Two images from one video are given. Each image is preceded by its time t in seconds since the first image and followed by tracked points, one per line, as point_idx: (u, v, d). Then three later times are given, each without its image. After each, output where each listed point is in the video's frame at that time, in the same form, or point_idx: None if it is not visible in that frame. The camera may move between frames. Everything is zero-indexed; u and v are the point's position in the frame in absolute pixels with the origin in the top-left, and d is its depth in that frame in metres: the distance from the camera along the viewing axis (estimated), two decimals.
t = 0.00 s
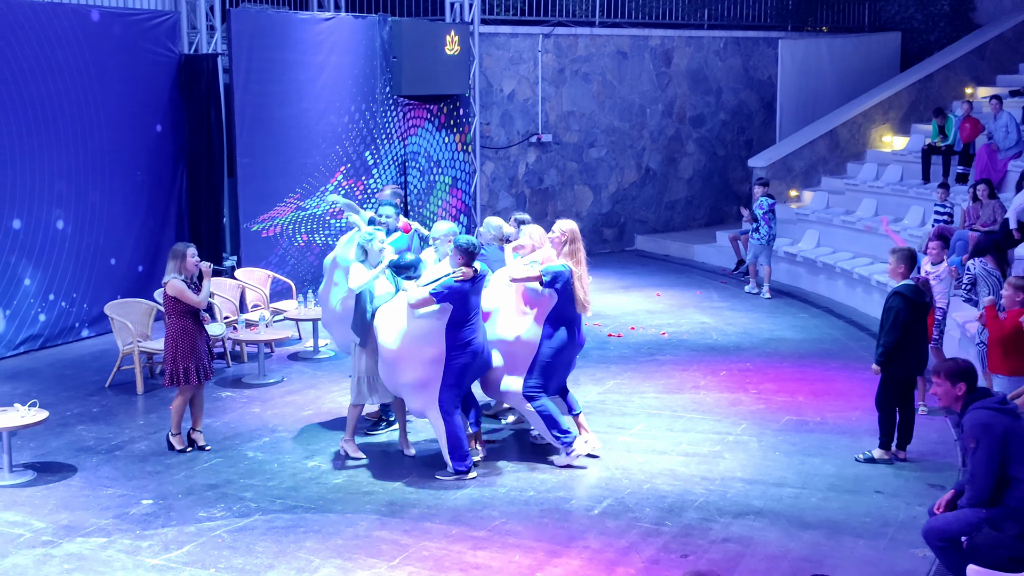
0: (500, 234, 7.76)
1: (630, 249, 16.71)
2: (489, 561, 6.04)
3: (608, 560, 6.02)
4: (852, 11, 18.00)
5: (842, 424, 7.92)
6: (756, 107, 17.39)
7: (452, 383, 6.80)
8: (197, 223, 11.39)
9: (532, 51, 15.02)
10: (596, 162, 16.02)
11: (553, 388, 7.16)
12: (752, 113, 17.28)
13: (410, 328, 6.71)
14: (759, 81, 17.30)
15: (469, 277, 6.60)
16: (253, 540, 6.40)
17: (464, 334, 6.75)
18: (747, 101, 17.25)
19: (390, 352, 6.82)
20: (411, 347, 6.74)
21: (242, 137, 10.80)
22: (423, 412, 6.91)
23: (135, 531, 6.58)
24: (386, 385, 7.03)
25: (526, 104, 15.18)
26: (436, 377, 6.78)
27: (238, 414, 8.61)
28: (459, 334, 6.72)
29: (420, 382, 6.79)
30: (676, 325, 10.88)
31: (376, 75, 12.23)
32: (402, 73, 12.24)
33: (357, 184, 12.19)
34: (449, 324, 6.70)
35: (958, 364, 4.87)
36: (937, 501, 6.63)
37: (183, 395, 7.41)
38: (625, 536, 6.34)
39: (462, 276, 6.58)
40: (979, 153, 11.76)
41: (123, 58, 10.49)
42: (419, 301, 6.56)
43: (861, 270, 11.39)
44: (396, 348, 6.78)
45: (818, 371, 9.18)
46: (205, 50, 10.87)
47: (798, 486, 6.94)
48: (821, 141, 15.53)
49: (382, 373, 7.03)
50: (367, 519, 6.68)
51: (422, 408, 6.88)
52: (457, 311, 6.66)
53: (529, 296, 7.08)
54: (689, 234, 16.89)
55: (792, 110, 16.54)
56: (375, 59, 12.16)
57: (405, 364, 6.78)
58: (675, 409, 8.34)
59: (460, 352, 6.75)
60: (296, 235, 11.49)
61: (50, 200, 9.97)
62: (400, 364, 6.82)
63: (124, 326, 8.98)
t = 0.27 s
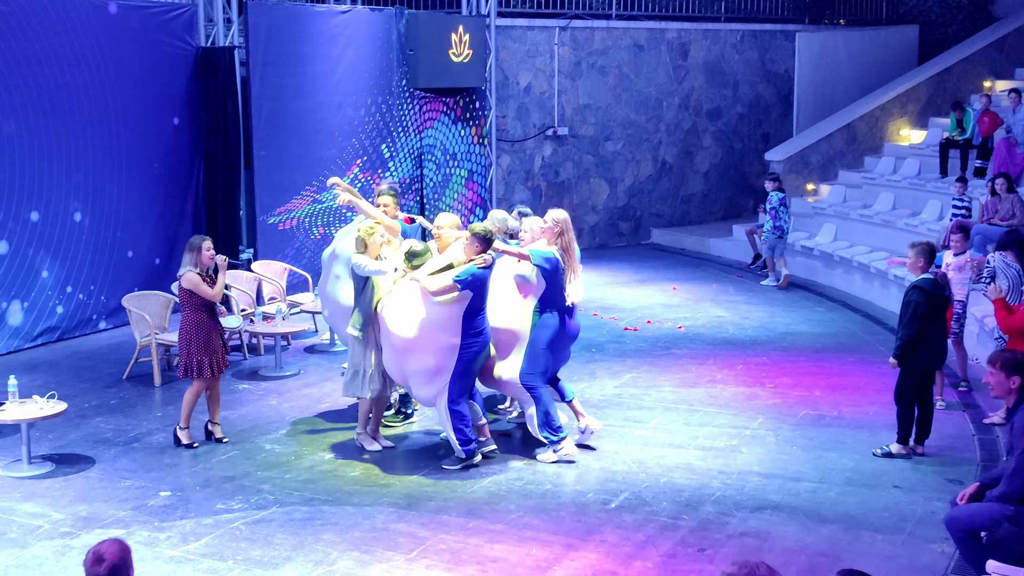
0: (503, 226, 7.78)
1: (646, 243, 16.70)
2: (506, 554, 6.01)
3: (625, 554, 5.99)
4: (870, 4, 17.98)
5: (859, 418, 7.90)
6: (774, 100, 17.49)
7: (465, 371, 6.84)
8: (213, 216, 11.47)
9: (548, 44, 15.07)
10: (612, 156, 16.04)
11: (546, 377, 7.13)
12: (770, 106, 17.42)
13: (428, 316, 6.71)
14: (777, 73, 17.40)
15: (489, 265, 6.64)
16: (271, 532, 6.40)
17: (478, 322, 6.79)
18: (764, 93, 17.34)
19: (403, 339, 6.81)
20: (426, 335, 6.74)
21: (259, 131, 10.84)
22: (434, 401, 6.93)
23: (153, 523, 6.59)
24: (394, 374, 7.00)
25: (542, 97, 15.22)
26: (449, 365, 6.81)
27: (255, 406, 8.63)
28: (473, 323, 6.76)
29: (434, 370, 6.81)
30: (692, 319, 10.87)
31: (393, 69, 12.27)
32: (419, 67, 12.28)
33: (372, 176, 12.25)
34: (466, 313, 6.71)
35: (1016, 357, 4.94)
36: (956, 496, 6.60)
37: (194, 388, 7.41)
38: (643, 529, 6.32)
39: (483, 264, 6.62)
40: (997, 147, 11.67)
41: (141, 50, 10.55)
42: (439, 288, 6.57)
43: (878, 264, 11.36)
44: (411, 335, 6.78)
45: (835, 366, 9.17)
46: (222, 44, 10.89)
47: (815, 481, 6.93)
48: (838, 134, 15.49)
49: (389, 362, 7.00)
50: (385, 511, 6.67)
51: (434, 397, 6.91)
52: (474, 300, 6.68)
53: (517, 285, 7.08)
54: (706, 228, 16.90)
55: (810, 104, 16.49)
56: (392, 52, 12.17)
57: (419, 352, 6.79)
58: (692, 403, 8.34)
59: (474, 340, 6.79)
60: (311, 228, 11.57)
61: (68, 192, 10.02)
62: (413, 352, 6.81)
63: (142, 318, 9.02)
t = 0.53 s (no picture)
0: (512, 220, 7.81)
1: (664, 234, 16.84)
2: (525, 545, 5.96)
3: (644, 545, 5.93)
4: None
5: (879, 411, 7.87)
6: (792, 91, 17.44)
7: (477, 363, 6.80)
8: (232, 207, 11.55)
9: (567, 35, 15.18)
10: (630, 147, 16.16)
11: (534, 367, 7.09)
12: (788, 98, 17.38)
13: (443, 308, 6.64)
14: (796, 65, 17.33)
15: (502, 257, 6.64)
16: (289, 522, 6.38)
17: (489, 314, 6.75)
18: (784, 84, 17.30)
19: (415, 332, 6.71)
20: (440, 327, 6.66)
21: (279, 120, 11.04)
22: (445, 394, 6.84)
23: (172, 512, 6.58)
24: (403, 368, 6.89)
25: (560, 88, 15.36)
26: (463, 357, 6.73)
27: (273, 397, 8.65)
28: (484, 314, 6.70)
29: (447, 363, 6.74)
30: (711, 310, 10.86)
31: (412, 59, 12.62)
32: (437, 57, 12.63)
33: (391, 167, 12.57)
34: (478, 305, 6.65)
35: None
36: (978, 489, 6.54)
37: (206, 378, 7.44)
38: (662, 521, 6.27)
39: (497, 256, 6.61)
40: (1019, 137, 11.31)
41: (160, 41, 10.63)
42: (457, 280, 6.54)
43: (899, 256, 11.32)
44: (424, 328, 6.69)
45: (854, 358, 9.14)
46: (241, 35, 11.04)
47: (835, 473, 6.89)
48: (858, 126, 15.46)
49: (397, 357, 6.88)
50: (403, 502, 6.64)
51: (446, 390, 6.83)
52: (487, 291, 6.64)
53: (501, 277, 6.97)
54: (725, 219, 16.97)
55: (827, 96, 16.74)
56: (411, 42, 12.56)
57: (433, 345, 6.71)
58: (711, 395, 8.33)
59: (485, 332, 6.74)
60: (330, 219, 11.76)
61: (88, 182, 10.08)
62: (426, 344, 6.72)
63: (161, 308, 9.07)
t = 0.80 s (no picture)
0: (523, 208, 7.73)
1: (680, 226, 16.88)
2: (541, 536, 5.96)
3: (661, 537, 5.94)
4: None
5: (895, 404, 7.86)
6: (810, 82, 17.66)
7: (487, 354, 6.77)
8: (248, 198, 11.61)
9: (583, 26, 15.10)
10: (647, 139, 16.16)
11: (529, 357, 7.09)
12: (806, 89, 17.59)
13: (453, 300, 6.63)
14: (813, 56, 17.55)
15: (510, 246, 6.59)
16: (307, 512, 6.40)
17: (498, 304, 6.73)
18: (800, 76, 17.50)
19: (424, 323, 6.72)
20: (451, 318, 6.65)
21: (295, 111, 11.04)
22: (455, 383, 6.82)
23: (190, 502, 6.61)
24: (413, 360, 6.90)
25: (577, 79, 15.30)
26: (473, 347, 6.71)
27: (290, 387, 8.69)
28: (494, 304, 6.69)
29: (457, 355, 6.72)
30: (727, 303, 10.86)
31: (428, 50, 12.65)
32: (454, 47, 12.63)
33: (407, 158, 12.62)
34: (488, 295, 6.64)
35: None
36: (996, 482, 6.53)
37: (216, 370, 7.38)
38: (678, 513, 6.27)
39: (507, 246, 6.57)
40: None
41: (178, 33, 10.66)
42: (472, 276, 6.48)
43: (916, 249, 11.30)
44: (434, 319, 6.69)
45: (871, 351, 9.14)
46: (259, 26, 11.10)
47: (852, 466, 6.88)
48: (875, 117, 15.43)
49: (407, 348, 6.90)
50: (420, 492, 6.66)
51: (456, 380, 6.80)
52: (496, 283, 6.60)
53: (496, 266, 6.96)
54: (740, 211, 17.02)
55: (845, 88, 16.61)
56: (427, 34, 12.61)
57: (443, 336, 6.71)
58: (727, 387, 8.34)
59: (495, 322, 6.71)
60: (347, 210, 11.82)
61: (106, 173, 10.13)
62: (438, 335, 6.72)
63: (179, 299, 9.11)
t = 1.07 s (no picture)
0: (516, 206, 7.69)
1: (688, 221, 16.85)
2: (549, 530, 5.98)
3: (668, 531, 5.94)
4: None
5: (904, 399, 7.86)
6: (819, 77, 17.60)
7: (481, 352, 6.72)
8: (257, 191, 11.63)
9: (592, 20, 15.11)
10: (656, 133, 16.14)
11: (523, 353, 7.06)
12: (815, 83, 17.54)
13: (449, 295, 6.56)
14: (823, 50, 17.52)
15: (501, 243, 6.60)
16: (315, 505, 6.41)
17: (493, 301, 6.68)
18: (809, 70, 17.48)
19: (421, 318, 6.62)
20: (447, 314, 6.58)
21: (304, 106, 11.07)
22: (450, 382, 6.73)
23: (200, 495, 6.63)
24: (407, 356, 6.78)
25: (586, 74, 15.29)
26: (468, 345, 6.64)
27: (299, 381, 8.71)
28: (489, 301, 6.64)
29: (453, 351, 6.65)
30: (736, 298, 10.85)
31: (437, 45, 12.68)
32: (462, 42, 12.62)
33: (416, 153, 12.63)
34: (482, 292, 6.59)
35: None
36: (1004, 478, 6.51)
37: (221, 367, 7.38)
38: (686, 507, 6.28)
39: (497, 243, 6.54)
40: None
41: (187, 26, 10.69)
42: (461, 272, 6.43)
43: (925, 244, 11.27)
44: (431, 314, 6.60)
45: (880, 346, 9.12)
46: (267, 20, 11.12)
47: (860, 461, 6.87)
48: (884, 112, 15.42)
49: (402, 343, 6.78)
50: (428, 486, 6.67)
51: (451, 378, 6.72)
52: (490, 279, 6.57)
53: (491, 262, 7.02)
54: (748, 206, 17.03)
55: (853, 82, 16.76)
56: (435, 28, 12.64)
57: (440, 332, 6.62)
58: (735, 382, 8.34)
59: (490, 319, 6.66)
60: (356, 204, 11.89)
61: (115, 166, 10.16)
62: (434, 331, 6.62)
63: (188, 293, 9.14)
